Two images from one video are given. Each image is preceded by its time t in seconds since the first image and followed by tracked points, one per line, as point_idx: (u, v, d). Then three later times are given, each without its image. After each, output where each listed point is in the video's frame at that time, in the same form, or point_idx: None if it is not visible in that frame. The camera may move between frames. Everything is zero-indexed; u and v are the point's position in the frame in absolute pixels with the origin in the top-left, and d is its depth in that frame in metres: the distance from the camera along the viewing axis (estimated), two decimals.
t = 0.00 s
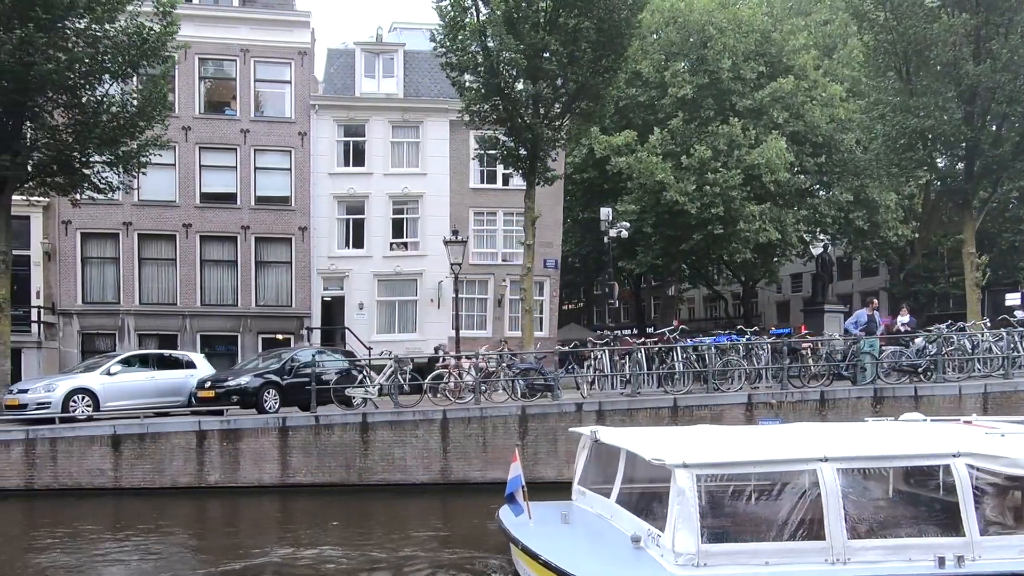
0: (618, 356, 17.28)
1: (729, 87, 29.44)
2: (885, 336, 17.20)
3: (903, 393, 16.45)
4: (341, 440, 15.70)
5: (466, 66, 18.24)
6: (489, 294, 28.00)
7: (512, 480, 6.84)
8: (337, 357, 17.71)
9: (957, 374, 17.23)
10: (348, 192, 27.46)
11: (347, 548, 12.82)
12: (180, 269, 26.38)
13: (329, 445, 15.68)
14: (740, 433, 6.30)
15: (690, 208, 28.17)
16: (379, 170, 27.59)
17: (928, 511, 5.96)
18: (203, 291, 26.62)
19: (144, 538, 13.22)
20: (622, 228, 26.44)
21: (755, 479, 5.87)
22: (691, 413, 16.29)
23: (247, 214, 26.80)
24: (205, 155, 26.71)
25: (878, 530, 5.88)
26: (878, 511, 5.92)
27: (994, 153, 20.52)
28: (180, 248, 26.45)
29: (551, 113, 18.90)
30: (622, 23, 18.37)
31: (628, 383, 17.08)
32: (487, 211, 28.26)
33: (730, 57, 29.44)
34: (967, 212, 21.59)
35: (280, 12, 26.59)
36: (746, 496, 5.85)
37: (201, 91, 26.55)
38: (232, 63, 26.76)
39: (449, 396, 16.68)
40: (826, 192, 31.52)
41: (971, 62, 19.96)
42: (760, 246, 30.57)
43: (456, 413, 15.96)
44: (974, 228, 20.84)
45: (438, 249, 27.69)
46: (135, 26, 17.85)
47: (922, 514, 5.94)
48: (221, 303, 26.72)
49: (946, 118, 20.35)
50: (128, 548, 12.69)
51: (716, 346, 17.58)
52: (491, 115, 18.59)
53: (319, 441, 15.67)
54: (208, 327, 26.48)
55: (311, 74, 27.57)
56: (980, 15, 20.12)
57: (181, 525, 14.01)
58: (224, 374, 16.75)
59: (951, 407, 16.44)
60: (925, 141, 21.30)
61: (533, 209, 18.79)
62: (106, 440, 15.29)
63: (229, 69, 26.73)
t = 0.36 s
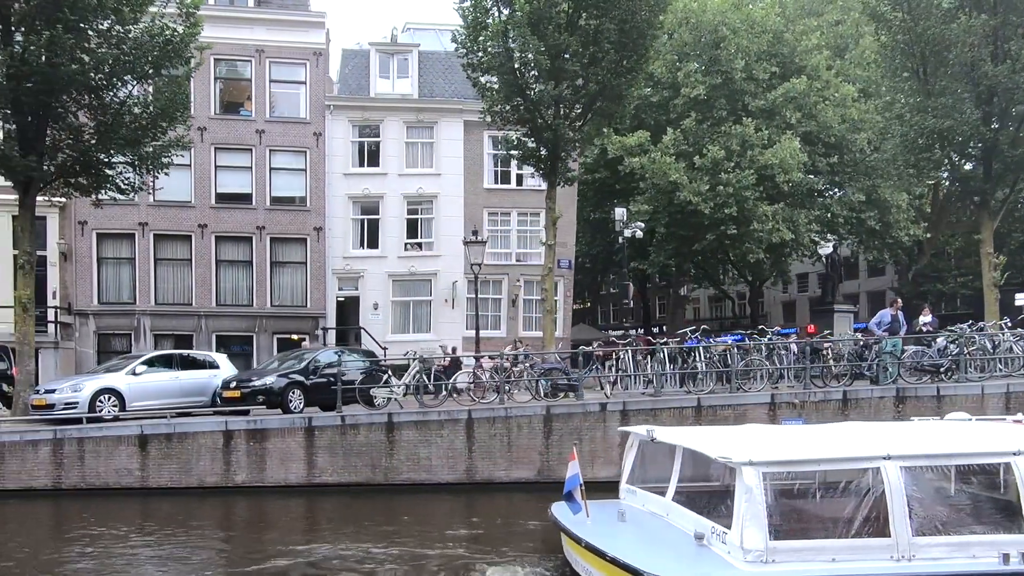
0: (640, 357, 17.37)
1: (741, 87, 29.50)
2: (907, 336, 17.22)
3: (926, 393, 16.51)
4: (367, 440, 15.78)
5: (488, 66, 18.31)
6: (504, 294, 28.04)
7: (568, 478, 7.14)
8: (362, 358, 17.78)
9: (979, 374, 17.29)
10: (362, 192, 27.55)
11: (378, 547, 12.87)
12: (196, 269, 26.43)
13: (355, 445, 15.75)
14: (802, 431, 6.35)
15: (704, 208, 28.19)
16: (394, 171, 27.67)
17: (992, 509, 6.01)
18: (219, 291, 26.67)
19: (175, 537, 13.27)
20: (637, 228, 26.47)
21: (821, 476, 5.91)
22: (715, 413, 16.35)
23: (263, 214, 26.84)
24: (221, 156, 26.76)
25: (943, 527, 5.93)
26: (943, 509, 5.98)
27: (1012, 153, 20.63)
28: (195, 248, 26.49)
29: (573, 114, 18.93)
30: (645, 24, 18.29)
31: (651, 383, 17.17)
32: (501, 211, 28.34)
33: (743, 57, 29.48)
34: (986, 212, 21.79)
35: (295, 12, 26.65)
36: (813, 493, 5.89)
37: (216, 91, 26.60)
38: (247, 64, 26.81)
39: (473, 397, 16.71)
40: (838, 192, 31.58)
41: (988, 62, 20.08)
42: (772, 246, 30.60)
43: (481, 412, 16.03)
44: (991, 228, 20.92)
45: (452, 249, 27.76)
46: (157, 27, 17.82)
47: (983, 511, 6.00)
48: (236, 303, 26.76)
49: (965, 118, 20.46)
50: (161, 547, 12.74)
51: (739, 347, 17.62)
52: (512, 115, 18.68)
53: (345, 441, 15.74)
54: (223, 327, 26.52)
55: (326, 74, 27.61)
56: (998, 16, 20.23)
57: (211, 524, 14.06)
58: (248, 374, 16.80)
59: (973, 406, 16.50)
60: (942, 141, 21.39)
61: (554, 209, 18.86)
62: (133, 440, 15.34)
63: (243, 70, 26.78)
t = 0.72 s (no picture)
0: (663, 357, 17.44)
1: (755, 88, 29.57)
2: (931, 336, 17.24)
3: (949, 393, 16.58)
4: (393, 440, 15.84)
5: (511, 68, 18.39)
6: (519, 295, 28.13)
7: (626, 479, 7.62)
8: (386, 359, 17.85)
9: (1002, 374, 17.34)
10: (378, 193, 27.65)
11: (411, 546, 12.92)
12: (212, 270, 26.50)
13: (381, 445, 15.81)
14: (859, 432, 6.43)
15: (718, 208, 28.23)
16: (409, 172, 27.76)
17: None
18: (236, 292, 26.74)
19: (207, 537, 13.32)
20: (652, 229, 26.50)
21: (883, 475, 6.00)
22: (739, 413, 16.41)
23: (279, 215, 26.90)
24: (237, 157, 26.83)
25: (1005, 528, 5.97)
26: (1004, 510, 6.03)
27: None
28: (212, 248, 26.56)
29: (595, 115, 18.99)
30: (669, 25, 18.31)
31: (675, 383, 17.23)
32: (516, 212, 28.44)
33: (757, 57, 29.53)
34: (1004, 212, 21.88)
35: (311, 14, 26.73)
36: (876, 492, 5.97)
37: (233, 92, 26.68)
38: (263, 65, 26.89)
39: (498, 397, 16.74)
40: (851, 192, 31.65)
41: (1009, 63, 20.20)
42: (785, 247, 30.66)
43: (506, 413, 16.08)
44: (1010, 228, 21.00)
45: (468, 250, 27.85)
46: (182, 30, 17.85)
47: None
48: (253, 304, 26.84)
49: (984, 119, 20.60)
50: (193, 546, 12.78)
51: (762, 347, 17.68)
52: (534, 117, 18.80)
53: (372, 441, 15.80)
54: (240, 327, 26.59)
55: (341, 75, 27.68)
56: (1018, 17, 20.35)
57: (241, 523, 14.11)
58: (274, 375, 16.88)
59: (997, 406, 16.57)
60: (961, 142, 21.48)
61: (575, 209, 18.94)
62: (161, 440, 15.40)
63: (259, 71, 26.86)
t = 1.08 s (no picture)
0: (686, 357, 17.51)
1: (769, 88, 29.63)
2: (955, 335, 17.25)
3: (973, 393, 16.63)
4: (420, 440, 15.90)
5: (534, 70, 18.46)
6: (535, 295, 28.19)
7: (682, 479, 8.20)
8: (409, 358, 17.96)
9: None
10: (395, 194, 27.75)
11: (442, 544, 12.98)
12: (229, 270, 26.57)
13: (408, 445, 15.87)
14: (924, 435, 6.90)
15: (733, 209, 28.24)
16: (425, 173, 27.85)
17: None
18: (252, 292, 26.82)
19: (239, 536, 13.39)
20: (668, 229, 26.53)
21: (950, 474, 6.46)
22: (763, 413, 16.45)
23: (295, 215, 26.97)
24: (254, 158, 26.91)
25: None
26: None
27: None
28: (229, 249, 26.62)
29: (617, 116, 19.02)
30: (691, 27, 18.34)
31: (699, 383, 17.27)
32: (531, 212, 28.50)
33: (771, 57, 29.55)
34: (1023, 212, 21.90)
35: (328, 15, 26.82)
36: (943, 490, 6.43)
37: (250, 93, 26.78)
38: (280, 66, 26.97)
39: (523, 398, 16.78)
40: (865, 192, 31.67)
41: None
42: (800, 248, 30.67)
43: (532, 413, 16.13)
44: None
45: (484, 250, 27.91)
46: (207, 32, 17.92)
47: None
48: (270, 304, 26.91)
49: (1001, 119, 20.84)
50: (227, 545, 12.85)
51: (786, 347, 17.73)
52: (555, 118, 18.86)
53: (398, 441, 15.87)
54: (257, 327, 26.63)
55: (358, 76, 27.76)
56: None
57: (272, 522, 14.19)
58: (299, 375, 16.95)
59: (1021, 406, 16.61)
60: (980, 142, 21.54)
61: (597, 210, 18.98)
62: (190, 440, 15.47)
63: (276, 72, 26.94)
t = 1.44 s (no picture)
0: (711, 356, 17.56)
1: (784, 88, 29.69)
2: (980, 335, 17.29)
3: (998, 392, 16.69)
4: (448, 440, 15.96)
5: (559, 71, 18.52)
6: (551, 295, 28.25)
7: (740, 479, 8.52)
8: (433, 358, 18.04)
9: None
10: (411, 194, 27.84)
11: (476, 543, 13.03)
12: (247, 271, 26.63)
13: (436, 445, 15.93)
14: (982, 437, 7.17)
15: (749, 209, 28.26)
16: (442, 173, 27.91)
17: None
18: (270, 292, 26.88)
19: (273, 535, 13.46)
20: (685, 229, 26.56)
21: (1012, 472, 6.70)
22: (789, 413, 16.50)
23: (313, 216, 27.04)
24: (272, 158, 26.99)
25: None
26: None
27: None
28: (247, 249, 26.68)
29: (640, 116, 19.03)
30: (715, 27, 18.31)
31: (724, 383, 17.31)
32: (547, 212, 28.55)
33: (787, 57, 29.56)
34: None
35: (346, 16, 26.90)
36: (1007, 488, 6.66)
37: (268, 94, 26.87)
38: (297, 67, 27.04)
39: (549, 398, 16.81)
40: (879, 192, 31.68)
41: None
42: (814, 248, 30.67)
43: (558, 413, 16.19)
44: None
45: (500, 250, 27.97)
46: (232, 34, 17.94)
47: None
48: (288, 305, 26.99)
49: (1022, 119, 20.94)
50: (262, 544, 12.92)
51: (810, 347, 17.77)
52: (578, 119, 18.97)
53: (426, 441, 15.93)
54: (275, 327, 26.65)
55: (375, 77, 27.81)
56: None
57: (304, 521, 14.25)
58: (326, 375, 17.02)
59: None
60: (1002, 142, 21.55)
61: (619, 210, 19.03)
62: (219, 440, 15.54)
63: (294, 73, 27.02)
